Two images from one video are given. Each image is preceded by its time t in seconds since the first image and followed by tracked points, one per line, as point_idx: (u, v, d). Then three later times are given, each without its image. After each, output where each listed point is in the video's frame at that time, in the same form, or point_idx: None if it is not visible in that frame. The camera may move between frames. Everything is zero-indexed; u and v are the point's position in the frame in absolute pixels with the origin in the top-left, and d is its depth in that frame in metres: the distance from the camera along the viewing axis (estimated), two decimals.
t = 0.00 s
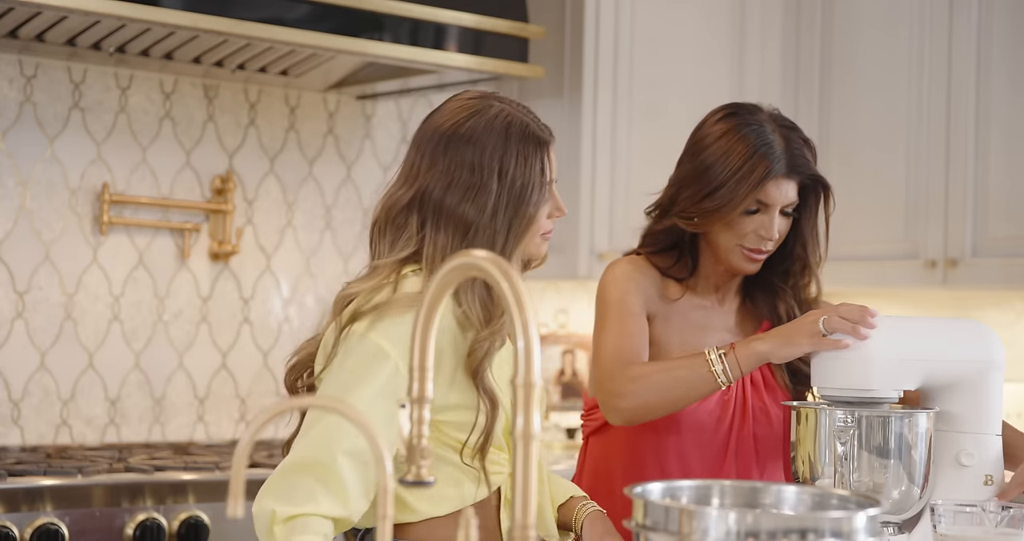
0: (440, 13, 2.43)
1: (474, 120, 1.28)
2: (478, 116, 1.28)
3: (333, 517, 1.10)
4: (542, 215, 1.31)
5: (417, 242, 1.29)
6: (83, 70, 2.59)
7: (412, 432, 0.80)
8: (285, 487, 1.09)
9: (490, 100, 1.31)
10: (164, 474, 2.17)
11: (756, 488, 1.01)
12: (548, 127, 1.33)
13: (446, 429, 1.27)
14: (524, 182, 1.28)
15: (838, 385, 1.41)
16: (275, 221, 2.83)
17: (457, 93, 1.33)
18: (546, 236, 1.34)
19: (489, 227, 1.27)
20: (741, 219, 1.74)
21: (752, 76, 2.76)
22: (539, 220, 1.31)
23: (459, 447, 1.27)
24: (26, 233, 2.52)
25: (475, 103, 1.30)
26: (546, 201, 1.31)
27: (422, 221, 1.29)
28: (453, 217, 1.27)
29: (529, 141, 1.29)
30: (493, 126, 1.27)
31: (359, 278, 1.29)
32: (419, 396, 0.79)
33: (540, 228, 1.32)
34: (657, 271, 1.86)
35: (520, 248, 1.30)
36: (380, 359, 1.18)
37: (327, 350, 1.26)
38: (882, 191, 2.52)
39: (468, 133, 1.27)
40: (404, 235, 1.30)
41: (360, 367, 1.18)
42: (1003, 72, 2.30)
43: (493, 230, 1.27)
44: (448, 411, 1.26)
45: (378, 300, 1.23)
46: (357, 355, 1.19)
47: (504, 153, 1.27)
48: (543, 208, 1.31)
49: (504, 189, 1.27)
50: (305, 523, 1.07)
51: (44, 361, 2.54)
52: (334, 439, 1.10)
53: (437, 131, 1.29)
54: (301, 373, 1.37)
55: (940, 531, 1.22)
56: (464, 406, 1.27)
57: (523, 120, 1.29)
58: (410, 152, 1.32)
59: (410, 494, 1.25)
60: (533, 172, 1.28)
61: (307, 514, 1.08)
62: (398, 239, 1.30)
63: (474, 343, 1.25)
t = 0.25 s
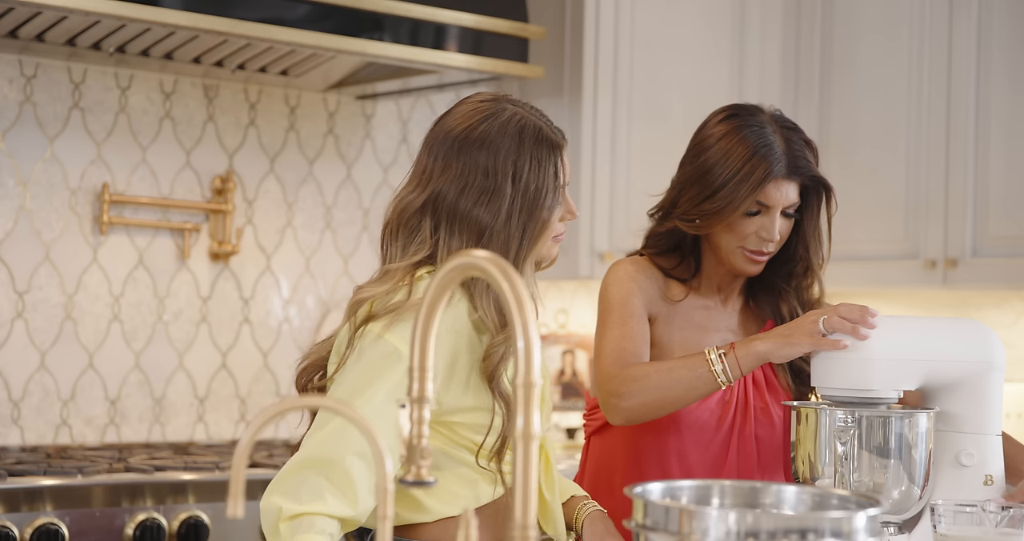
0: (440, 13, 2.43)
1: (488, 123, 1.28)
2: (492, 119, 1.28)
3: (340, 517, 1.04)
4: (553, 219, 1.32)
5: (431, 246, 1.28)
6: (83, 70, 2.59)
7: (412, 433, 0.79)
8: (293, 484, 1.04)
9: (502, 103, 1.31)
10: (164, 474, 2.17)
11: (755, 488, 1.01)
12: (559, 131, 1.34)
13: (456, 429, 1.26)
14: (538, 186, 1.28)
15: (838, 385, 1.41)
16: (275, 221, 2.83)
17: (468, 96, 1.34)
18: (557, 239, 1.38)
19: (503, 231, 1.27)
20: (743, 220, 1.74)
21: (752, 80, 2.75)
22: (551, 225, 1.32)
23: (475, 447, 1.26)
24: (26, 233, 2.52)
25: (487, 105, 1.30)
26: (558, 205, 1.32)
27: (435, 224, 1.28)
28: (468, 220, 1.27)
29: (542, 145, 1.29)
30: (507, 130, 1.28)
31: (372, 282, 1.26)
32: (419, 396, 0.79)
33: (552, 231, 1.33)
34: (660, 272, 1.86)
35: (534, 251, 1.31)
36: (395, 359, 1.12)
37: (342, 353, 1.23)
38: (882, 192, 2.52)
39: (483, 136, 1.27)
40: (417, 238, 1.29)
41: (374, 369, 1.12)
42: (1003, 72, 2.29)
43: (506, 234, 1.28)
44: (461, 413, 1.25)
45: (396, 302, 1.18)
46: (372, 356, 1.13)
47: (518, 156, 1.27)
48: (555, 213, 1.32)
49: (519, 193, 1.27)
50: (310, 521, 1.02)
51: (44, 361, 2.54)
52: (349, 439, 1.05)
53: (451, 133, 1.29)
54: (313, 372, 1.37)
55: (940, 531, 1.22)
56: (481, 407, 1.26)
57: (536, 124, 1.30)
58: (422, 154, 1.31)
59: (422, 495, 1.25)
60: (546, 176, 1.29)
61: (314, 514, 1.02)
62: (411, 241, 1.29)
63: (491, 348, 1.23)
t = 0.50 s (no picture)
0: (440, 13, 2.43)
1: (493, 125, 1.28)
2: (497, 121, 1.28)
3: (342, 518, 1.04)
4: (558, 222, 1.32)
5: (435, 249, 1.28)
6: (84, 70, 2.59)
7: (412, 433, 0.79)
8: (296, 483, 1.04)
9: (507, 106, 1.31)
10: (164, 474, 2.17)
11: (755, 488, 1.01)
12: (564, 134, 1.34)
13: (461, 429, 1.25)
14: (543, 190, 1.28)
15: (838, 385, 1.41)
16: (274, 221, 2.83)
17: (473, 98, 1.34)
18: (563, 241, 1.37)
19: (508, 234, 1.27)
20: (745, 221, 1.74)
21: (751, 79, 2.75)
22: (556, 228, 1.31)
23: (481, 448, 1.26)
24: (25, 233, 2.52)
25: (493, 108, 1.30)
26: (563, 208, 1.32)
27: (440, 227, 1.28)
28: (472, 224, 1.27)
29: (547, 148, 1.29)
30: (513, 133, 1.28)
31: (376, 284, 1.26)
32: (419, 396, 0.79)
33: (557, 233, 1.32)
34: (662, 272, 1.85)
35: (539, 254, 1.31)
36: (400, 360, 1.12)
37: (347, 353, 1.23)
38: (883, 193, 2.52)
39: (488, 139, 1.27)
40: (421, 240, 1.29)
41: (378, 370, 1.12)
42: (1003, 72, 2.29)
43: (511, 237, 1.28)
44: (467, 414, 1.25)
45: (400, 303, 1.18)
46: (376, 358, 1.13)
47: (523, 159, 1.27)
48: (560, 216, 1.31)
49: (524, 196, 1.27)
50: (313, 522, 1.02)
51: (44, 361, 2.54)
52: (352, 436, 1.05)
53: (456, 136, 1.29)
54: (319, 374, 1.37)
55: (940, 531, 1.22)
56: (484, 408, 1.25)
57: (541, 127, 1.30)
58: (427, 157, 1.31)
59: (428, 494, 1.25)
60: (552, 179, 1.29)
61: (315, 513, 1.02)
62: (415, 244, 1.29)
63: (494, 350, 1.22)
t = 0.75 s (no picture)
0: (440, 13, 2.43)
1: (499, 127, 1.28)
2: (503, 123, 1.29)
3: (343, 517, 1.04)
4: (562, 225, 1.32)
5: (438, 250, 1.27)
6: (83, 70, 2.59)
7: (412, 433, 0.79)
8: (297, 483, 1.04)
9: (512, 108, 1.31)
10: (164, 474, 2.17)
11: (756, 488, 1.01)
12: (569, 137, 1.34)
13: (465, 430, 1.25)
14: (547, 192, 1.28)
15: (838, 385, 1.41)
16: (274, 221, 2.83)
17: (478, 100, 1.34)
18: (567, 242, 1.39)
19: (512, 237, 1.27)
20: (744, 220, 1.74)
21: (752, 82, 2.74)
22: (560, 231, 1.31)
23: (484, 448, 1.26)
24: (25, 233, 2.52)
25: (498, 109, 1.30)
26: (567, 211, 1.32)
27: (444, 228, 1.28)
28: (477, 225, 1.27)
29: (552, 151, 1.29)
30: (518, 135, 1.28)
31: (379, 285, 1.26)
32: (419, 396, 0.79)
33: (561, 236, 1.33)
34: (661, 271, 1.86)
35: (543, 256, 1.31)
36: (403, 360, 1.13)
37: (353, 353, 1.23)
38: (883, 193, 2.52)
39: (494, 140, 1.27)
40: (425, 241, 1.28)
41: (381, 370, 1.12)
42: (1003, 72, 2.29)
43: (515, 239, 1.28)
44: (471, 415, 1.25)
45: (403, 305, 1.18)
46: (379, 358, 1.13)
47: (528, 161, 1.27)
48: (564, 219, 1.31)
49: (528, 198, 1.27)
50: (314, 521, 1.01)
51: (44, 361, 2.54)
52: (354, 436, 1.05)
53: (461, 137, 1.29)
54: (323, 374, 1.37)
55: (940, 530, 1.22)
56: (486, 409, 1.25)
57: (546, 129, 1.30)
58: (431, 158, 1.31)
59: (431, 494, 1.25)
60: (556, 182, 1.29)
61: (316, 513, 1.02)
62: (419, 244, 1.29)
63: (496, 352, 1.22)
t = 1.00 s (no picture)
0: (440, 13, 2.43)
1: (501, 127, 1.28)
2: (506, 124, 1.28)
3: (343, 518, 1.04)
4: (564, 226, 1.32)
5: (441, 250, 1.27)
6: (83, 70, 2.59)
7: (411, 433, 0.80)
8: (298, 483, 1.04)
9: (513, 108, 1.31)
10: (164, 475, 2.17)
11: (755, 488, 1.01)
12: (571, 138, 1.34)
13: (466, 430, 1.25)
14: (550, 193, 1.29)
15: (837, 385, 1.41)
16: (274, 221, 2.83)
17: (480, 100, 1.34)
18: (568, 243, 1.38)
19: (514, 238, 1.27)
20: (742, 219, 1.74)
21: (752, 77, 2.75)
22: (561, 232, 1.32)
23: (486, 448, 1.26)
24: (25, 233, 2.52)
25: (500, 109, 1.30)
26: (569, 212, 1.32)
27: (446, 228, 1.28)
28: (479, 226, 1.27)
29: (554, 152, 1.29)
30: (521, 136, 1.28)
31: (380, 286, 1.25)
32: (419, 396, 0.79)
33: (563, 237, 1.33)
34: (659, 272, 1.86)
35: (544, 258, 1.31)
36: (403, 361, 1.12)
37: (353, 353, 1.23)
38: (883, 193, 2.52)
39: (497, 141, 1.27)
40: (427, 241, 1.28)
41: (381, 371, 1.12)
42: (1003, 72, 2.29)
43: (517, 240, 1.28)
44: (472, 416, 1.25)
45: (405, 306, 1.18)
46: (380, 359, 1.13)
47: (530, 162, 1.27)
48: (566, 221, 1.32)
49: (531, 199, 1.27)
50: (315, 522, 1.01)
51: (44, 361, 2.54)
52: (354, 436, 1.06)
53: (464, 138, 1.28)
54: (324, 375, 1.37)
55: (940, 530, 1.22)
56: (486, 410, 1.25)
57: (548, 131, 1.30)
58: (434, 158, 1.31)
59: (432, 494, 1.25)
60: (558, 183, 1.29)
61: (317, 514, 1.02)
62: (420, 245, 1.28)
63: (498, 353, 1.22)
